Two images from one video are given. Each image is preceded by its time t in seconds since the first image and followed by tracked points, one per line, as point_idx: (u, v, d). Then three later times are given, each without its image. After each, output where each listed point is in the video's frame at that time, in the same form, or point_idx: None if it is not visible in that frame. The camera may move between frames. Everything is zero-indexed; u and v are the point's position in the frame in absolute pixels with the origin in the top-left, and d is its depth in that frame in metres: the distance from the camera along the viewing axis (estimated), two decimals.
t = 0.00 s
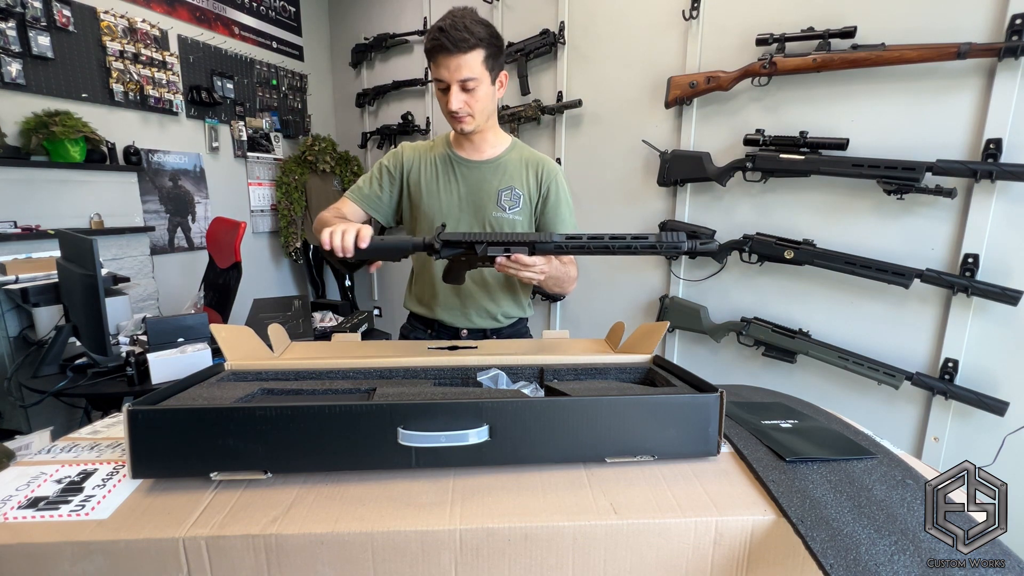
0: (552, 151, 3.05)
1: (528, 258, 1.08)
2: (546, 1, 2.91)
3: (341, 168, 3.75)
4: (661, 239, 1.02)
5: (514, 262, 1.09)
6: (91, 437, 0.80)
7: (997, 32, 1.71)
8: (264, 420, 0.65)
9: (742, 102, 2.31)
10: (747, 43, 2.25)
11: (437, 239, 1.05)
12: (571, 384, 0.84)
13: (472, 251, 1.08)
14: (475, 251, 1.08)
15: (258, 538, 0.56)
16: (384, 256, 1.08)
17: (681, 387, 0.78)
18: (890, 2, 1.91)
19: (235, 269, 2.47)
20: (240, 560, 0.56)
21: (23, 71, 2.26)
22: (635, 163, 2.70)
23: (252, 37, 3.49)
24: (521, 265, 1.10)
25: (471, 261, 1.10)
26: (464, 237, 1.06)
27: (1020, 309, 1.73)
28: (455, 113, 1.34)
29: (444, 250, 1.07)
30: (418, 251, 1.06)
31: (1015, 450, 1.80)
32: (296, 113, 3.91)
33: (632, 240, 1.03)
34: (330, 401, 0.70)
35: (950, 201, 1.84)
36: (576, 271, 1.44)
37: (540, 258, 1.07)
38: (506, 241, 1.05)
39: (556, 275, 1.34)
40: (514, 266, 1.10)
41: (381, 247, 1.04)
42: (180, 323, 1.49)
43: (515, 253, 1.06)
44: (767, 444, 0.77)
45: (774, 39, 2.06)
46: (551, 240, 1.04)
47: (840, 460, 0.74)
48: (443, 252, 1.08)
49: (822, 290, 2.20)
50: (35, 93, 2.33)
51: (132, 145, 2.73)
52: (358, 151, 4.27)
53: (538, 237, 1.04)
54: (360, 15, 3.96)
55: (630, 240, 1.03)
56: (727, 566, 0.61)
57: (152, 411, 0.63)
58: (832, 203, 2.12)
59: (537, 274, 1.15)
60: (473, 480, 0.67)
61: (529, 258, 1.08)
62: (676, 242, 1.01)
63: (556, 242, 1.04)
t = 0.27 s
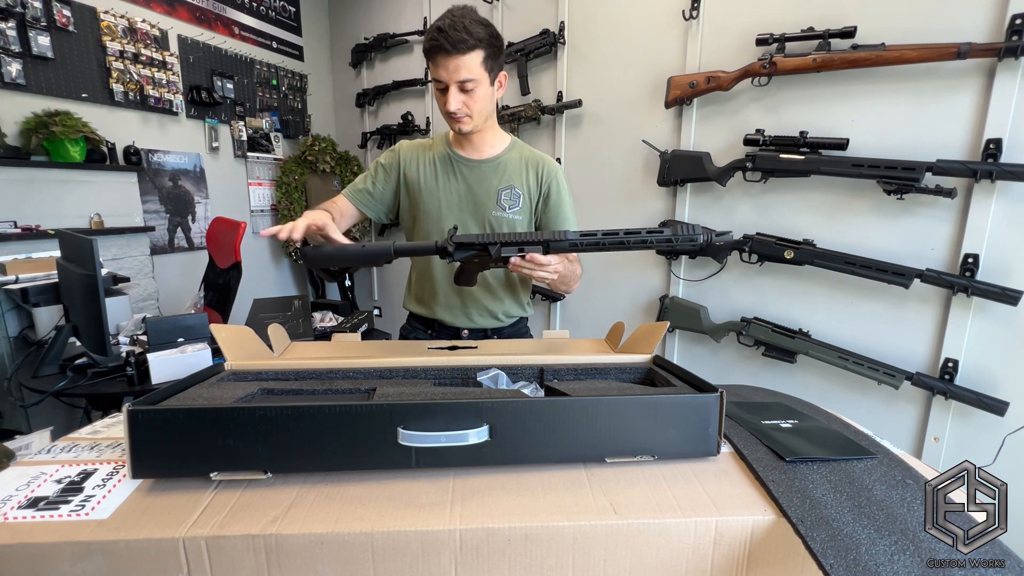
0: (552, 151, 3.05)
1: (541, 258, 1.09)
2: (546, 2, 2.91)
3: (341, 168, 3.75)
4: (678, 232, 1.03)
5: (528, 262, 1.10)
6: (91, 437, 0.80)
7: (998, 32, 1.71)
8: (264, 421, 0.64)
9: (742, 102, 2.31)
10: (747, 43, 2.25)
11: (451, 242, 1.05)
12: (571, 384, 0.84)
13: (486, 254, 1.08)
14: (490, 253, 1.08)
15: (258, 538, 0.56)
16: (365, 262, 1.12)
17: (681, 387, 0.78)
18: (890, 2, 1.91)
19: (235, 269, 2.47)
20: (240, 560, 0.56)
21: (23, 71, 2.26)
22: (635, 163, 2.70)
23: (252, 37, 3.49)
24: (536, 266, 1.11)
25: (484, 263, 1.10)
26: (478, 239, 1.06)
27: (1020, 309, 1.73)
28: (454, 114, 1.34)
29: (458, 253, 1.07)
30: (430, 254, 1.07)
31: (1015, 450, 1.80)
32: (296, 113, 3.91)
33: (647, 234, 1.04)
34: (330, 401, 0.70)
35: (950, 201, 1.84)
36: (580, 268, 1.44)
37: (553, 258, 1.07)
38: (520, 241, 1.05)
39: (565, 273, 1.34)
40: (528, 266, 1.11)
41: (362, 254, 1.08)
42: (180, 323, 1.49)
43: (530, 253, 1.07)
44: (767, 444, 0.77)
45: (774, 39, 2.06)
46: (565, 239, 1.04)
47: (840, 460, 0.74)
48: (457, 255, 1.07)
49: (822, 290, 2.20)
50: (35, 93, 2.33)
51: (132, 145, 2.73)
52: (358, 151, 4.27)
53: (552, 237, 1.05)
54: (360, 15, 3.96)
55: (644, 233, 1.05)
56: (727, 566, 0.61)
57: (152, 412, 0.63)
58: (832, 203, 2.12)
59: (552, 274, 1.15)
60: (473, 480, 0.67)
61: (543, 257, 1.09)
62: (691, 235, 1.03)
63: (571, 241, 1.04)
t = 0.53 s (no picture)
0: (553, 151, 3.05)
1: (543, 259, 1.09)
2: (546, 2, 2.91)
3: (341, 168, 3.75)
4: (675, 227, 0.98)
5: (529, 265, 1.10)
6: (91, 437, 0.80)
7: (997, 32, 1.71)
8: (263, 420, 0.64)
9: (742, 102, 2.31)
10: (747, 43, 2.25)
11: (451, 249, 1.08)
12: (572, 384, 0.84)
13: (487, 258, 1.09)
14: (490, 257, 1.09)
15: (258, 538, 0.56)
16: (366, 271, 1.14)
17: (681, 387, 0.78)
18: (890, 2, 1.91)
19: (235, 269, 2.47)
20: (240, 560, 0.56)
21: (23, 71, 2.26)
22: (635, 163, 2.70)
23: (252, 37, 3.49)
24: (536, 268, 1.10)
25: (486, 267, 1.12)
26: (477, 245, 1.07)
27: (1020, 309, 1.72)
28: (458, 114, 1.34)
29: (459, 260, 1.09)
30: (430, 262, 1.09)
31: (1015, 450, 1.80)
32: (296, 113, 3.91)
33: (644, 231, 1.01)
34: (330, 401, 0.70)
35: (950, 201, 1.84)
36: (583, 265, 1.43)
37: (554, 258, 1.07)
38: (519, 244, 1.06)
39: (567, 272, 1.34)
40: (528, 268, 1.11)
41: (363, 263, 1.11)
42: (180, 323, 1.49)
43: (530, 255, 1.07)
44: (767, 444, 0.77)
45: (774, 39, 2.06)
46: (564, 238, 1.04)
47: (840, 460, 0.74)
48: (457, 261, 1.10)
49: (822, 290, 2.20)
50: (35, 93, 2.33)
51: (132, 145, 2.73)
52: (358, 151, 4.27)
53: (552, 238, 1.04)
54: (360, 15, 3.96)
55: (643, 231, 1.01)
56: (727, 566, 0.61)
57: (151, 411, 0.63)
58: (832, 202, 2.12)
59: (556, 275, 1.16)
60: (473, 480, 0.67)
61: (544, 259, 1.08)
62: (689, 231, 0.97)
63: (570, 240, 1.04)
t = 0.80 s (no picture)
0: (553, 151, 3.05)
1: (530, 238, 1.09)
2: (546, 2, 2.91)
3: (341, 168, 3.75)
4: (666, 204, 0.99)
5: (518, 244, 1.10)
6: (91, 437, 0.80)
7: (997, 32, 1.71)
8: (264, 420, 0.64)
9: (742, 102, 2.31)
10: (747, 43, 2.25)
11: (438, 226, 1.09)
12: (572, 384, 0.84)
13: (474, 236, 1.11)
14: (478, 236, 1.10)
15: (258, 538, 0.56)
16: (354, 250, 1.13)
17: (681, 388, 0.78)
18: (890, 2, 1.91)
19: (235, 269, 2.47)
20: (240, 560, 0.56)
21: (23, 71, 2.26)
22: (635, 163, 2.70)
23: (252, 37, 3.49)
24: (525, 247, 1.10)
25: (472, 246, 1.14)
26: (464, 222, 1.09)
27: (1020, 309, 1.72)
28: (467, 111, 1.33)
29: (447, 237, 1.11)
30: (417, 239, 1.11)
31: (1015, 450, 1.80)
32: (296, 113, 3.91)
33: (636, 210, 1.01)
34: (330, 401, 0.70)
35: (950, 201, 1.84)
36: (579, 265, 1.43)
37: (542, 236, 1.08)
38: (507, 222, 1.08)
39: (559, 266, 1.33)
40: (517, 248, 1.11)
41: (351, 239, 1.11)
42: (180, 323, 1.49)
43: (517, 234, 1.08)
44: (767, 444, 0.77)
45: (774, 39, 2.06)
46: (551, 217, 1.06)
47: (840, 460, 0.74)
48: (444, 238, 1.11)
49: (822, 290, 2.20)
50: (35, 93, 2.33)
51: (132, 145, 2.73)
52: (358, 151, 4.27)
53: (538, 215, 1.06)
54: (360, 15, 3.96)
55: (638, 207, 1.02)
56: (727, 566, 0.61)
57: (151, 412, 0.63)
58: (832, 202, 2.12)
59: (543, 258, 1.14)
60: (473, 480, 0.67)
61: (533, 239, 1.09)
62: (681, 206, 0.99)
63: (557, 218, 1.05)
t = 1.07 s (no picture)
0: (552, 151, 3.05)
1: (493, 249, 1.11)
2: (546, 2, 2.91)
3: (341, 168, 3.75)
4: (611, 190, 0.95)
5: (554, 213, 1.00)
6: (91, 437, 0.80)
7: (997, 32, 1.71)
8: (264, 421, 0.64)
9: (742, 102, 2.31)
10: (748, 43, 2.25)
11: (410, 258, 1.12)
12: (571, 384, 0.84)
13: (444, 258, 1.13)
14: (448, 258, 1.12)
15: (258, 538, 0.56)
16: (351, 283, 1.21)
17: (681, 387, 0.78)
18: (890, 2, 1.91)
19: (235, 269, 2.47)
20: (240, 560, 0.56)
21: (23, 71, 2.26)
22: (635, 163, 2.70)
23: (252, 37, 3.49)
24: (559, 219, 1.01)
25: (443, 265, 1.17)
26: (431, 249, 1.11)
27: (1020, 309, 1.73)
28: (483, 105, 1.33)
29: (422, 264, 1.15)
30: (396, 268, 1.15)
31: (1015, 450, 1.80)
32: (296, 113, 3.91)
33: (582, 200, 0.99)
34: (330, 401, 0.70)
35: (950, 201, 1.84)
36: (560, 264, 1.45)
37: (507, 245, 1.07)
38: (468, 241, 1.09)
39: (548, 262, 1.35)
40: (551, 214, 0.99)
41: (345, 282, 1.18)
42: (180, 323, 1.49)
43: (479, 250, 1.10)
44: (767, 444, 0.77)
45: (774, 39, 2.06)
46: (505, 228, 1.04)
47: (840, 460, 0.74)
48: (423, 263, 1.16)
49: (823, 290, 2.20)
50: (35, 93, 2.33)
51: (132, 145, 2.73)
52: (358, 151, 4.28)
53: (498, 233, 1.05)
54: (360, 15, 3.96)
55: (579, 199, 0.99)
56: (727, 566, 0.61)
57: (151, 411, 0.63)
58: (832, 202, 2.12)
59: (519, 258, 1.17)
60: (473, 480, 0.67)
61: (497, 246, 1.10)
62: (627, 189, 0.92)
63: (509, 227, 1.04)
